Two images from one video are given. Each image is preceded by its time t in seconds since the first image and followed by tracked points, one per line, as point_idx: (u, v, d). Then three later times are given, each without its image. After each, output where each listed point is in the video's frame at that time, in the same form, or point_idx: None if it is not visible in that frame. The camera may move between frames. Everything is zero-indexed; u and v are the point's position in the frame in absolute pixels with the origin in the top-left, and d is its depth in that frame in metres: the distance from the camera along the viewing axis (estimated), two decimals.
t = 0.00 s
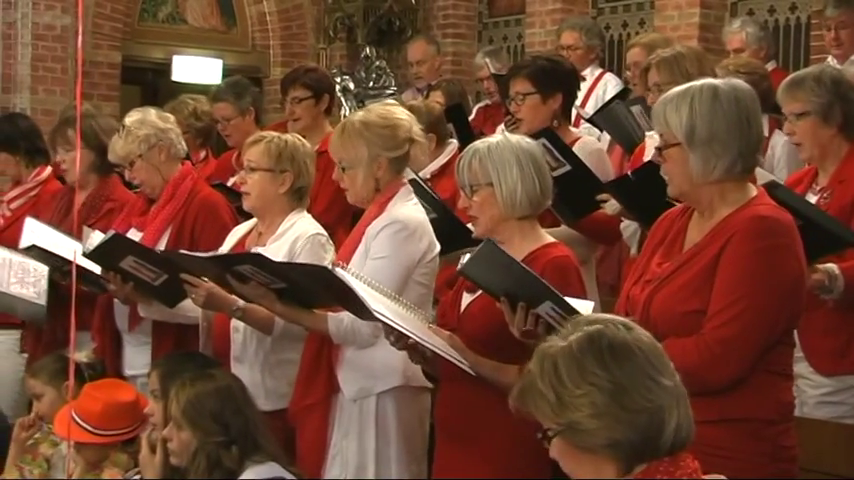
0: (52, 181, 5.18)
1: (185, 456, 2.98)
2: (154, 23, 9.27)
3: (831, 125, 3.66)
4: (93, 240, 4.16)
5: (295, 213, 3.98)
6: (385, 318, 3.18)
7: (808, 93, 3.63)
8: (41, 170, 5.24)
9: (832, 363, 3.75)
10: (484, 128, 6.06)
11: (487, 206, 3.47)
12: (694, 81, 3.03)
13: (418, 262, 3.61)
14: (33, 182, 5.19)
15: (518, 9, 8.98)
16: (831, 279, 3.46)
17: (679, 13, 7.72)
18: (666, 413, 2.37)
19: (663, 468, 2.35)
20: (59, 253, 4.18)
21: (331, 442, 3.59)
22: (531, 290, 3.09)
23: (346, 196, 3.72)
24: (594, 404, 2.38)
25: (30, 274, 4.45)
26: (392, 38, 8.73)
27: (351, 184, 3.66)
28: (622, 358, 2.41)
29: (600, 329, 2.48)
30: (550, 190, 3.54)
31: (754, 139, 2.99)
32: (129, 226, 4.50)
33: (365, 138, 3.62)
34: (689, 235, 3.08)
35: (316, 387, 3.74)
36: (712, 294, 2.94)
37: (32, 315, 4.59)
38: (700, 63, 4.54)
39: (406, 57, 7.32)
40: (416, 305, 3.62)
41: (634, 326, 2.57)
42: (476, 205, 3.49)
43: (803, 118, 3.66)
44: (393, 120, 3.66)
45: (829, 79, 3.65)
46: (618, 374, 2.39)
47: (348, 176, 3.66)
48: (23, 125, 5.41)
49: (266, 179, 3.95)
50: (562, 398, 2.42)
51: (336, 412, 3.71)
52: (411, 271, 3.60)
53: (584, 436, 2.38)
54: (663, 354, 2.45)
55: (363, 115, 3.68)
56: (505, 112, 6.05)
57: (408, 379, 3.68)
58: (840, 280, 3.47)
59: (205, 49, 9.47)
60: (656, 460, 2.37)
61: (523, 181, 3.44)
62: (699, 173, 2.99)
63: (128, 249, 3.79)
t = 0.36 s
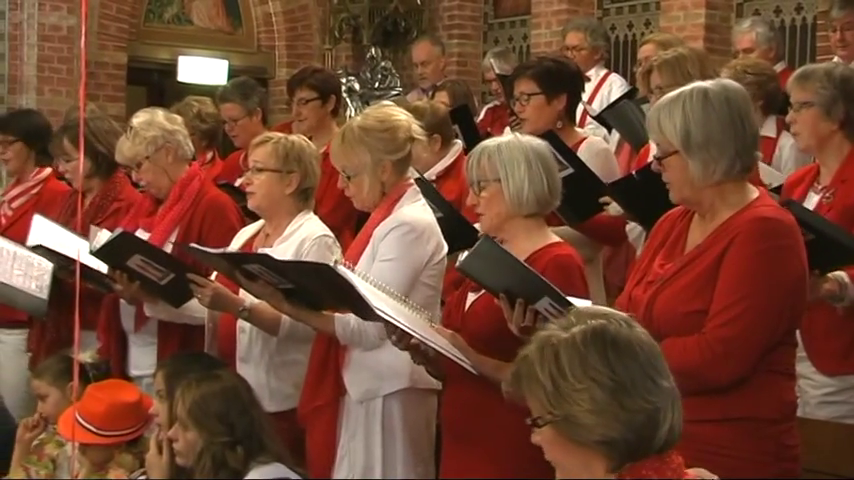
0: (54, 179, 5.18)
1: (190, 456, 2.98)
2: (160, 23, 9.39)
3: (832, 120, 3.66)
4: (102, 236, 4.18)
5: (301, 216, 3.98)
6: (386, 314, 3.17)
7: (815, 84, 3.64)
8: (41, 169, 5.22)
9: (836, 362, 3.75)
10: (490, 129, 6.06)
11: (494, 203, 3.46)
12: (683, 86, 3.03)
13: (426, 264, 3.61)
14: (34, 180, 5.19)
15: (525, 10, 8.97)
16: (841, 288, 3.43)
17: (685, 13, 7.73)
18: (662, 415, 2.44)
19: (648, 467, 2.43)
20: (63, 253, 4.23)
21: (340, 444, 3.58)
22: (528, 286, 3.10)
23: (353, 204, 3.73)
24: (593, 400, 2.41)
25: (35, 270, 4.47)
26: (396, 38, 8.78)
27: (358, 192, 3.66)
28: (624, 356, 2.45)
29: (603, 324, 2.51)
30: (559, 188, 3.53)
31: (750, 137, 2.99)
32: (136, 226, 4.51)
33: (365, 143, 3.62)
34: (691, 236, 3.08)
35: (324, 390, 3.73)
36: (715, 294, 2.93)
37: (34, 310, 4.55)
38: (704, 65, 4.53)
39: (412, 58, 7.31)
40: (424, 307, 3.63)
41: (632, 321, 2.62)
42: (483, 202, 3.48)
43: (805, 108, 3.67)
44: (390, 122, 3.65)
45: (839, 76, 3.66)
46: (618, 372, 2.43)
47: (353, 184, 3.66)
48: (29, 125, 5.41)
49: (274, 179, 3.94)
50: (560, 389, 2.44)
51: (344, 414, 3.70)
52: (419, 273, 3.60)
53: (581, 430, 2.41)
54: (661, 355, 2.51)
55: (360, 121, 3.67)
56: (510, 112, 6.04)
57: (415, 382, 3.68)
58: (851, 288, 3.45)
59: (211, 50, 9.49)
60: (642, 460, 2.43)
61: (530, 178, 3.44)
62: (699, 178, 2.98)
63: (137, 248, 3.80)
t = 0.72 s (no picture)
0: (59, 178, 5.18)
1: (195, 456, 2.98)
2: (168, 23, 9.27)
3: (838, 119, 3.66)
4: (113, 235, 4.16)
5: (311, 215, 3.99)
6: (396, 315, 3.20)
7: (821, 83, 3.63)
8: (43, 169, 5.27)
9: (837, 361, 3.75)
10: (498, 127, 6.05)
11: (504, 192, 3.48)
12: (687, 88, 3.03)
13: (433, 264, 3.61)
14: (38, 180, 5.21)
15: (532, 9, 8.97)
16: (849, 288, 3.42)
17: (692, 12, 7.73)
18: (647, 413, 2.43)
19: (633, 462, 2.41)
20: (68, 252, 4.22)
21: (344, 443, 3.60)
22: (531, 285, 3.10)
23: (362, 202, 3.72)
24: (579, 394, 2.41)
25: (45, 272, 4.58)
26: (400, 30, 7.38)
27: (365, 190, 3.66)
28: (612, 354, 2.45)
29: (592, 322, 2.52)
30: (574, 198, 3.54)
31: (754, 136, 2.99)
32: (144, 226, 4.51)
33: (375, 142, 3.62)
34: (699, 236, 3.07)
35: (331, 388, 3.73)
36: (722, 295, 2.93)
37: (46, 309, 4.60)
38: (708, 63, 4.53)
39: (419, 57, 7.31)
40: (431, 307, 3.63)
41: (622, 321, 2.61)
42: (495, 187, 3.50)
43: (811, 107, 3.67)
44: (400, 122, 3.66)
45: (845, 74, 3.66)
46: (605, 369, 2.43)
47: (361, 182, 3.66)
48: (37, 125, 5.41)
49: (285, 179, 3.95)
50: (547, 382, 2.44)
51: (349, 412, 3.70)
52: (426, 273, 3.61)
53: (565, 424, 2.40)
54: (648, 355, 2.52)
55: (370, 118, 3.67)
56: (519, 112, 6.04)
57: (420, 382, 3.69)
58: None
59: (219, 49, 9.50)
60: (626, 457, 2.41)
61: (545, 178, 3.44)
62: (705, 180, 2.98)
63: (145, 246, 3.78)
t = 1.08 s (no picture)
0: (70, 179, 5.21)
1: (204, 456, 2.99)
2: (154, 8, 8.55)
3: (846, 122, 3.65)
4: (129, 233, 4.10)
5: (327, 214, 4.00)
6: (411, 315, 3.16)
7: (824, 89, 3.62)
8: (54, 170, 5.29)
9: (840, 360, 3.76)
10: (509, 127, 6.06)
11: (516, 191, 3.48)
12: (706, 85, 3.03)
13: (443, 265, 3.61)
14: (50, 180, 5.23)
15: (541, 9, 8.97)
16: None
17: (702, 12, 7.72)
18: (655, 411, 2.43)
19: (641, 458, 2.40)
20: (76, 252, 4.26)
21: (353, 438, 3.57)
22: (544, 283, 3.10)
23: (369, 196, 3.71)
24: (587, 390, 2.41)
25: (64, 273, 4.53)
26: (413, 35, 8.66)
27: (374, 184, 3.65)
28: (621, 351, 2.45)
29: (603, 319, 2.52)
30: (590, 194, 3.51)
31: (772, 134, 2.98)
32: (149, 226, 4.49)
33: (389, 138, 3.62)
34: (713, 236, 3.07)
35: (340, 387, 3.76)
36: (735, 295, 2.92)
37: (62, 310, 4.54)
38: (714, 61, 4.52)
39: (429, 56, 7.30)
40: (441, 309, 3.61)
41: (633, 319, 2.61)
42: (507, 186, 3.50)
43: (818, 114, 3.65)
44: (417, 121, 3.66)
45: (847, 75, 3.63)
46: (614, 365, 2.43)
47: (371, 176, 3.65)
48: (48, 124, 5.43)
49: (300, 179, 3.95)
50: (556, 379, 2.45)
51: (358, 411, 3.70)
52: (437, 273, 3.60)
53: (574, 420, 2.41)
54: (659, 353, 2.51)
55: (387, 116, 3.68)
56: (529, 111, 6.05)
57: (429, 382, 3.71)
58: None
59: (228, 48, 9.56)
60: (636, 453, 2.40)
61: (558, 177, 3.43)
62: (726, 178, 2.97)
63: (160, 243, 3.79)
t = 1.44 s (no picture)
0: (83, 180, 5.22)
1: (218, 454, 3.00)
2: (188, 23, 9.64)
3: None
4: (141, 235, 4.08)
5: (339, 215, 4.00)
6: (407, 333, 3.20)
7: (830, 91, 3.60)
8: (67, 170, 5.32)
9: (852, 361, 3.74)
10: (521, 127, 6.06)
11: (537, 207, 3.47)
12: (721, 84, 3.01)
13: (456, 269, 3.61)
14: (63, 180, 5.24)
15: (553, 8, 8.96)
16: None
17: (714, 12, 7.69)
18: (671, 409, 2.43)
19: (666, 461, 2.43)
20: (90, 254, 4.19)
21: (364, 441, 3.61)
22: (556, 281, 3.09)
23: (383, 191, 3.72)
24: (602, 394, 2.42)
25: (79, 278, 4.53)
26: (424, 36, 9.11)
27: (386, 178, 3.67)
28: (633, 352, 2.45)
29: (611, 322, 2.52)
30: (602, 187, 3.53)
31: (787, 135, 2.98)
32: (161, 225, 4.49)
33: (403, 131, 3.62)
34: (728, 235, 3.07)
35: (351, 389, 3.75)
36: (749, 296, 2.92)
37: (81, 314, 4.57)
38: (726, 61, 4.52)
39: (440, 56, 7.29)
40: (451, 311, 3.63)
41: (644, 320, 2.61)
42: (525, 205, 3.48)
43: (826, 117, 3.63)
44: (432, 116, 3.65)
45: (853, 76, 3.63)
46: (627, 367, 2.44)
47: (384, 169, 3.66)
48: (60, 124, 5.44)
49: (312, 179, 3.95)
50: (571, 386, 2.46)
51: (369, 415, 3.71)
52: (450, 277, 3.60)
53: (592, 425, 2.43)
54: (671, 350, 2.51)
55: (402, 113, 3.68)
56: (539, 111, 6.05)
57: (441, 385, 3.69)
58: None
59: (239, 48, 9.59)
60: (659, 455, 2.43)
61: (576, 181, 3.44)
62: (741, 178, 2.96)
63: (172, 246, 3.80)
